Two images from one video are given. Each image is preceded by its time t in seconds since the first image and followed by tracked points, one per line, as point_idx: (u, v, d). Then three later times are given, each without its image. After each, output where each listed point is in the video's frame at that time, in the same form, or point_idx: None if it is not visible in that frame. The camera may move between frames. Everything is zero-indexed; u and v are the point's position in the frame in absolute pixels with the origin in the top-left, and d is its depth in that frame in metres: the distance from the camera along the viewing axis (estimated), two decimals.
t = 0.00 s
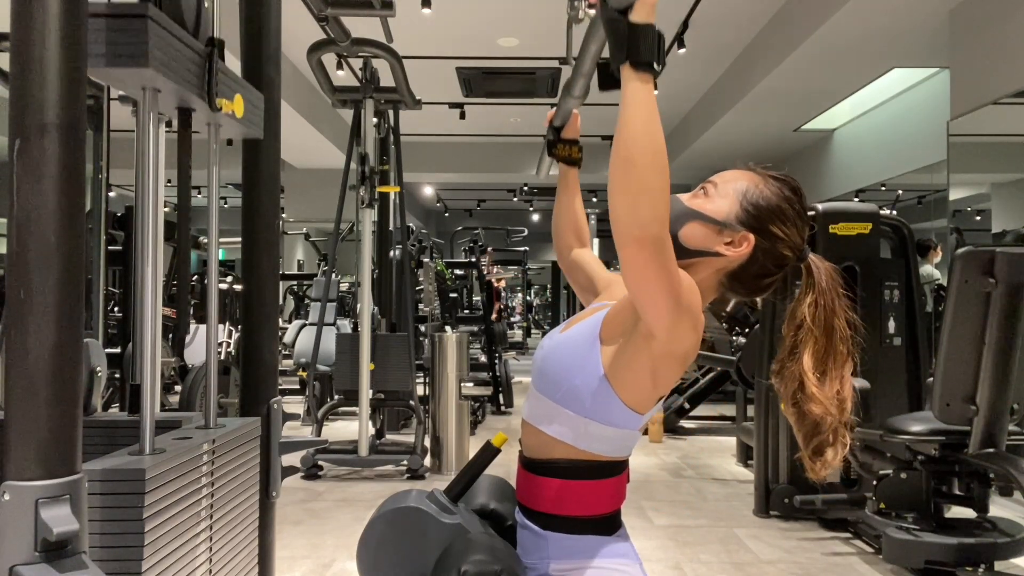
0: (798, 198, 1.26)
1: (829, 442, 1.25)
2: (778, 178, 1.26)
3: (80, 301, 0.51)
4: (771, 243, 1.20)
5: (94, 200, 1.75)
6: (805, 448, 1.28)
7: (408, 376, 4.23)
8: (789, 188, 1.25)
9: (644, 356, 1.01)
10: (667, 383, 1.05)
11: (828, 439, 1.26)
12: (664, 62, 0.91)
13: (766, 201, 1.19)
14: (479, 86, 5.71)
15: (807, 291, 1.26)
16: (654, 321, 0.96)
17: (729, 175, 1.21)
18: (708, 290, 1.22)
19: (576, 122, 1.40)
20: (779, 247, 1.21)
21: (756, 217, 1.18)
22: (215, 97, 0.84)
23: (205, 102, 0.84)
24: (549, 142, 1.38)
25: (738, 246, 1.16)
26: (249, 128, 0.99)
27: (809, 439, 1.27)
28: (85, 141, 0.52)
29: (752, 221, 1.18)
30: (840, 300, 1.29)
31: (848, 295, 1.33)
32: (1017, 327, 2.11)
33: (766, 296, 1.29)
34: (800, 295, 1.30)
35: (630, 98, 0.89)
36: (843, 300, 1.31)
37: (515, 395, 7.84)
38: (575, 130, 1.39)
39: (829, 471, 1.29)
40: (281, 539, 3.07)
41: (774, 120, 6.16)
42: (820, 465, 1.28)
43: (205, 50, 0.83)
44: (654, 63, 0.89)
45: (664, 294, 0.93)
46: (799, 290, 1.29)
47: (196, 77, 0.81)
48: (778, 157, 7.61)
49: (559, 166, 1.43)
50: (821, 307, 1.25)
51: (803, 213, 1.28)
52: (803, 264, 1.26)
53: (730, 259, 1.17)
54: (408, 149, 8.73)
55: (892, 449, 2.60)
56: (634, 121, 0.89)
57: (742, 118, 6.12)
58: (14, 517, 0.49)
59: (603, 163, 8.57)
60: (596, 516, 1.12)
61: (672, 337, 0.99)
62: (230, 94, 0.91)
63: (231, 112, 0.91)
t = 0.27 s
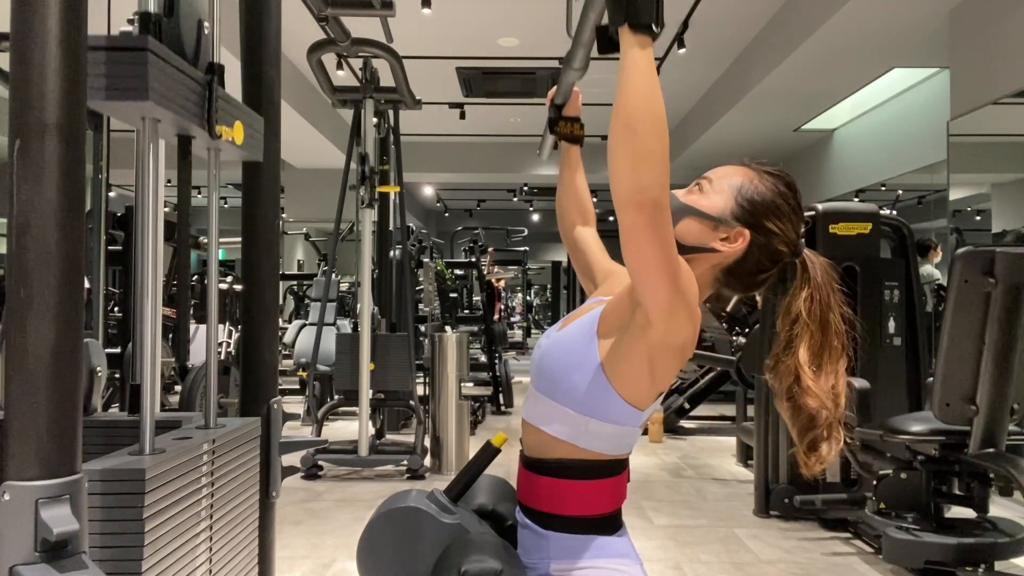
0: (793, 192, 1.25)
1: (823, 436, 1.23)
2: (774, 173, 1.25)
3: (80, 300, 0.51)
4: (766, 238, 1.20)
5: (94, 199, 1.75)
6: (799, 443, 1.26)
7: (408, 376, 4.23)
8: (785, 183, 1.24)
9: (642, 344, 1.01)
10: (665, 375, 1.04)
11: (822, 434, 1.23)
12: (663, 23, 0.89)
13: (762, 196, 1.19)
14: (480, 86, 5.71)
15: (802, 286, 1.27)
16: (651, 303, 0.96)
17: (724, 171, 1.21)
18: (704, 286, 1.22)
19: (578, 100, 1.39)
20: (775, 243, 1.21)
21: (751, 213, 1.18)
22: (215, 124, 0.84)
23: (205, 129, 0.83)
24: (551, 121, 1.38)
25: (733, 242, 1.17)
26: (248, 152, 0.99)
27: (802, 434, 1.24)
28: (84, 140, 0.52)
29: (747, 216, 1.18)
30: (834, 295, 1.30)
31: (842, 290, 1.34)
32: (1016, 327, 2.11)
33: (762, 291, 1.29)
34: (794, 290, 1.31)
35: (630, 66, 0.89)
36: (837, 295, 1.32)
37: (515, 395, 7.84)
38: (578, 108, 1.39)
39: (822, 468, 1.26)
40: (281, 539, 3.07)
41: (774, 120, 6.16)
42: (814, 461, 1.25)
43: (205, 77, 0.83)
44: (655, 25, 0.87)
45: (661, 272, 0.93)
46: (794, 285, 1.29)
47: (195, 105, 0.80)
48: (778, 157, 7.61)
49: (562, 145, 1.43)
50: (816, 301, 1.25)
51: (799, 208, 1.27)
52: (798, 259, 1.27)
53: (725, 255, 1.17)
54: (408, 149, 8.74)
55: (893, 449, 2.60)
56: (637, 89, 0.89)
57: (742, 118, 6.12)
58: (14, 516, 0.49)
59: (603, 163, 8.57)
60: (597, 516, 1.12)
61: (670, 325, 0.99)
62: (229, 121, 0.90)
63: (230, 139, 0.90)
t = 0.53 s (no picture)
0: (784, 187, 1.25)
1: (817, 430, 1.23)
2: (765, 168, 1.26)
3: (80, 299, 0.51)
4: (757, 233, 1.20)
5: (94, 200, 1.75)
6: (793, 437, 1.25)
7: (408, 376, 4.23)
8: (777, 178, 1.24)
9: (634, 331, 1.00)
10: (660, 365, 1.03)
11: (817, 427, 1.23)
12: None
13: (752, 191, 1.19)
14: (480, 87, 5.73)
15: (795, 281, 1.27)
16: (641, 283, 0.96)
17: (715, 166, 1.21)
18: (696, 281, 1.22)
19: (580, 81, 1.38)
20: (766, 237, 1.20)
21: (742, 207, 1.18)
22: (215, 149, 0.85)
23: (205, 154, 0.85)
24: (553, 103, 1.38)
25: (725, 237, 1.16)
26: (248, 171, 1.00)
27: (797, 428, 1.24)
28: (84, 141, 0.52)
29: (739, 211, 1.18)
30: (827, 289, 1.29)
31: (836, 285, 1.33)
32: (1016, 327, 2.11)
33: (755, 287, 1.29)
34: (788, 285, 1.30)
35: (623, 35, 0.91)
36: (830, 290, 1.32)
37: (515, 395, 7.84)
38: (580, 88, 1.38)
39: (817, 461, 1.25)
40: (281, 539, 3.07)
41: (774, 120, 6.16)
42: (808, 455, 1.24)
43: (205, 101, 0.84)
44: None
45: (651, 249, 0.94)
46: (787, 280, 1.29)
47: (196, 132, 0.82)
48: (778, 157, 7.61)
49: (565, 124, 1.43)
50: (808, 296, 1.25)
51: (791, 203, 1.27)
52: (791, 254, 1.27)
53: (718, 250, 1.17)
54: (408, 149, 8.74)
55: (893, 449, 2.60)
56: (631, 58, 0.91)
57: (743, 118, 6.12)
58: (14, 516, 0.49)
59: (603, 164, 8.57)
60: (596, 515, 1.12)
61: (662, 310, 0.98)
62: (230, 145, 0.91)
63: (230, 163, 0.92)
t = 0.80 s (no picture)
0: (780, 184, 1.24)
1: (808, 428, 1.23)
2: (762, 165, 1.25)
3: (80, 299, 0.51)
4: (753, 230, 1.20)
5: (94, 200, 1.75)
6: (783, 435, 1.26)
7: (408, 376, 4.23)
8: (773, 176, 1.24)
9: (629, 324, 1.00)
10: (654, 358, 1.03)
11: (807, 426, 1.23)
12: None
13: (748, 189, 1.19)
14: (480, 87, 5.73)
15: (788, 279, 1.27)
16: (638, 271, 0.96)
17: (712, 163, 1.21)
18: (692, 277, 1.23)
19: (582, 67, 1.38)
20: (762, 235, 1.21)
21: (738, 205, 1.18)
22: (215, 166, 0.85)
23: (205, 171, 0.85)
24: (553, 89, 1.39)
25: (720, 234, 1.17)
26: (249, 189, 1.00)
27: (787, 426, 1.24)
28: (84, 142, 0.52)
29: (734, 209, 1.18)
30: (821, 288, 1.29)
31: (830, 284, 1.33)
32: (1016, 328, 2.11)
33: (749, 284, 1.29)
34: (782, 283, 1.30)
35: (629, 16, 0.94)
36: (824, 289, 1.32)
37: (515, 395, 7.84)
38: (581, 74, 1.38)
39: (807, 459, 1.26)
40: (281, 538, 3.07)
41: (774, 120, 6.16)
42: (798, 453, 1.25)
43: (205, 120, 0.84)
44: None
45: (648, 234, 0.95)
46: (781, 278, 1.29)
47: (196, 149, 0.82)
48: (778, 157, 7.61)
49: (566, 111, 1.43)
50: (802, 295, 1.25)
51: (787, 201, 1.27)
52: (786, 252, 1.26)
53: (713, 247, 1.18)
54: (408, 149, 8.74)
55: (893, 449, 2.60)
56: (636, 38, 0.93)
57: (743, 118, 6.12)
58: (14, 516, 0.49)
59: (603, 163, 8.58)
60: (595, 514, 1.12)
61: (657, 300, 0.98)
62: (230, 162, 0.91)
63: (231, 180, 0.92)
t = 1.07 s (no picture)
0: (778, 184, 1.24)
1: (805, 428, 1.22)
2: (760, 165, 1.25)
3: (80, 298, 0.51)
4: (751, 230, 1.20)
5: (94, 200, 1.75)
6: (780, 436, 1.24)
7: (408, 376, 4.23)
8: (771, 175, 1.24)
9: (627, 317, 1.00)
10: (653, 354, 1.02)
11: (805, 426, 1.22)
12: None
13: (747, 188, 1.18)
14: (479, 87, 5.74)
15: (786, 279, 1.27)
16: (636, 263, 0.96)
17: (710, 162, 1.20)
18: (690, 276, 1.22)
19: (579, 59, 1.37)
20: (760, 235, 1.20)
21: (736, 204, 1.18)
22: (215, 177, 0.85)
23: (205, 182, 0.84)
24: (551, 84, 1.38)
25: (718, 233, 1.17)
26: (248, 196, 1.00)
27: (785, 426, 1.23)
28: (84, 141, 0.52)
29: (732, 207, 1.18)
30: (818, 289, 1.30)
31: (828, 286, 1.34)
32: (1016, 329, 2.11)
33: (747, 285, 1.30)
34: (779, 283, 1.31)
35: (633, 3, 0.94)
36: (822, 290, 1.33)
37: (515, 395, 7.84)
38: (579, 67, 1.37)
39: (804, 461, 1.24)
40: (281, 539, 3.07)
41: (774, 121, 6.16)
42: (796, 454, 1.23)
43: (205, 130, 0.84)
44: None
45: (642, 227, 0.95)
46: (779, 278, 1.30)
47: (196, 160, 0.82)
48: (778, 158, 7.62)
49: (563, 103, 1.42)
50: (800, 294, 1.26)
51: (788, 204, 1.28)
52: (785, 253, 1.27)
53: (711, 246, 1.17)
54: (408, 149, 8.74)
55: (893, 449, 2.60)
56: (640, 25, 0.93)
57: (743, 118, 6.12)
58: (14, 516, 0.49)
59: (603, 164, 8.58)
60: (595, 513, 1.12)
61: (657, 293, 0.97)
62: (230, 172, 0.91)
63: (230, 189, 0.91)
